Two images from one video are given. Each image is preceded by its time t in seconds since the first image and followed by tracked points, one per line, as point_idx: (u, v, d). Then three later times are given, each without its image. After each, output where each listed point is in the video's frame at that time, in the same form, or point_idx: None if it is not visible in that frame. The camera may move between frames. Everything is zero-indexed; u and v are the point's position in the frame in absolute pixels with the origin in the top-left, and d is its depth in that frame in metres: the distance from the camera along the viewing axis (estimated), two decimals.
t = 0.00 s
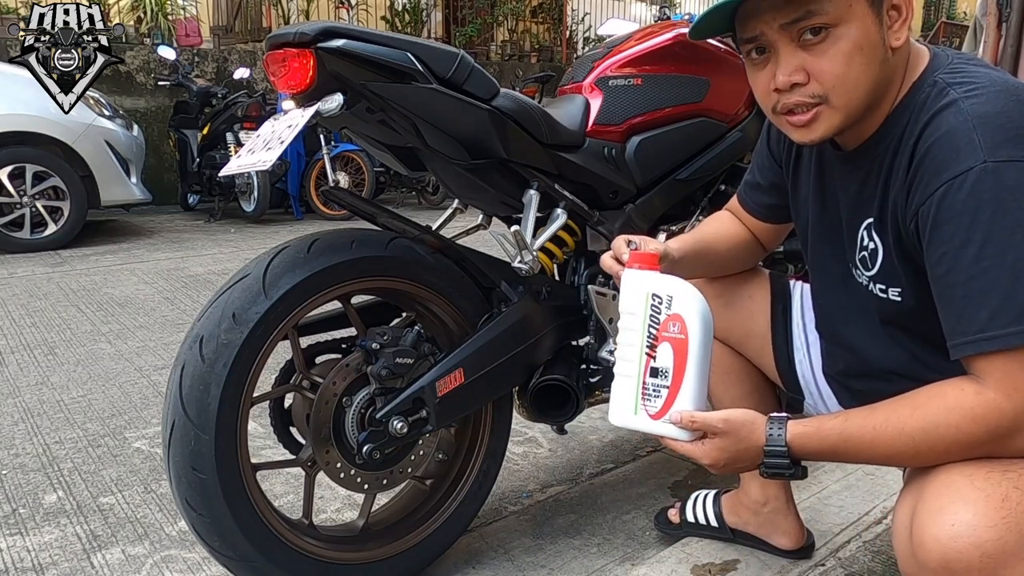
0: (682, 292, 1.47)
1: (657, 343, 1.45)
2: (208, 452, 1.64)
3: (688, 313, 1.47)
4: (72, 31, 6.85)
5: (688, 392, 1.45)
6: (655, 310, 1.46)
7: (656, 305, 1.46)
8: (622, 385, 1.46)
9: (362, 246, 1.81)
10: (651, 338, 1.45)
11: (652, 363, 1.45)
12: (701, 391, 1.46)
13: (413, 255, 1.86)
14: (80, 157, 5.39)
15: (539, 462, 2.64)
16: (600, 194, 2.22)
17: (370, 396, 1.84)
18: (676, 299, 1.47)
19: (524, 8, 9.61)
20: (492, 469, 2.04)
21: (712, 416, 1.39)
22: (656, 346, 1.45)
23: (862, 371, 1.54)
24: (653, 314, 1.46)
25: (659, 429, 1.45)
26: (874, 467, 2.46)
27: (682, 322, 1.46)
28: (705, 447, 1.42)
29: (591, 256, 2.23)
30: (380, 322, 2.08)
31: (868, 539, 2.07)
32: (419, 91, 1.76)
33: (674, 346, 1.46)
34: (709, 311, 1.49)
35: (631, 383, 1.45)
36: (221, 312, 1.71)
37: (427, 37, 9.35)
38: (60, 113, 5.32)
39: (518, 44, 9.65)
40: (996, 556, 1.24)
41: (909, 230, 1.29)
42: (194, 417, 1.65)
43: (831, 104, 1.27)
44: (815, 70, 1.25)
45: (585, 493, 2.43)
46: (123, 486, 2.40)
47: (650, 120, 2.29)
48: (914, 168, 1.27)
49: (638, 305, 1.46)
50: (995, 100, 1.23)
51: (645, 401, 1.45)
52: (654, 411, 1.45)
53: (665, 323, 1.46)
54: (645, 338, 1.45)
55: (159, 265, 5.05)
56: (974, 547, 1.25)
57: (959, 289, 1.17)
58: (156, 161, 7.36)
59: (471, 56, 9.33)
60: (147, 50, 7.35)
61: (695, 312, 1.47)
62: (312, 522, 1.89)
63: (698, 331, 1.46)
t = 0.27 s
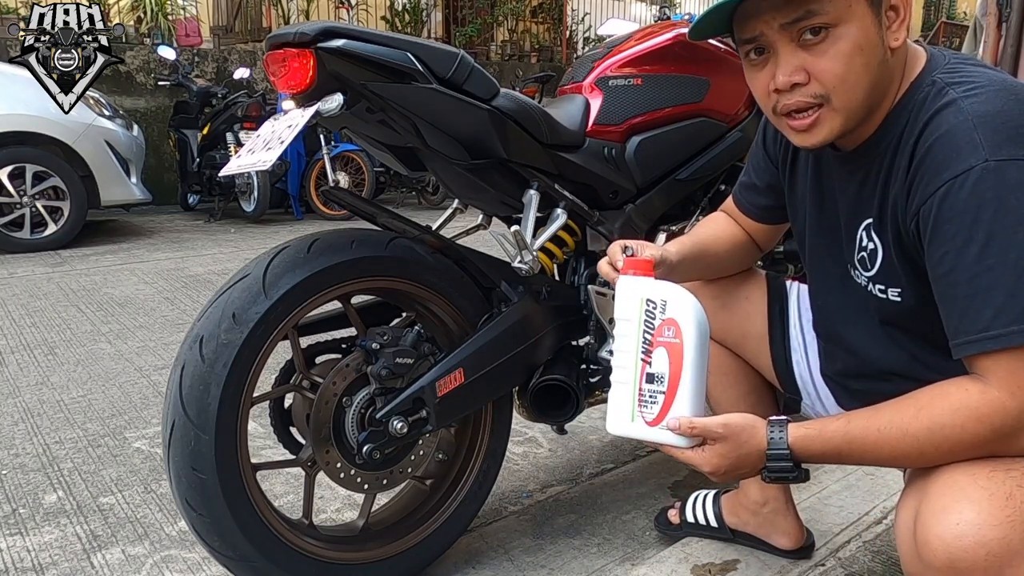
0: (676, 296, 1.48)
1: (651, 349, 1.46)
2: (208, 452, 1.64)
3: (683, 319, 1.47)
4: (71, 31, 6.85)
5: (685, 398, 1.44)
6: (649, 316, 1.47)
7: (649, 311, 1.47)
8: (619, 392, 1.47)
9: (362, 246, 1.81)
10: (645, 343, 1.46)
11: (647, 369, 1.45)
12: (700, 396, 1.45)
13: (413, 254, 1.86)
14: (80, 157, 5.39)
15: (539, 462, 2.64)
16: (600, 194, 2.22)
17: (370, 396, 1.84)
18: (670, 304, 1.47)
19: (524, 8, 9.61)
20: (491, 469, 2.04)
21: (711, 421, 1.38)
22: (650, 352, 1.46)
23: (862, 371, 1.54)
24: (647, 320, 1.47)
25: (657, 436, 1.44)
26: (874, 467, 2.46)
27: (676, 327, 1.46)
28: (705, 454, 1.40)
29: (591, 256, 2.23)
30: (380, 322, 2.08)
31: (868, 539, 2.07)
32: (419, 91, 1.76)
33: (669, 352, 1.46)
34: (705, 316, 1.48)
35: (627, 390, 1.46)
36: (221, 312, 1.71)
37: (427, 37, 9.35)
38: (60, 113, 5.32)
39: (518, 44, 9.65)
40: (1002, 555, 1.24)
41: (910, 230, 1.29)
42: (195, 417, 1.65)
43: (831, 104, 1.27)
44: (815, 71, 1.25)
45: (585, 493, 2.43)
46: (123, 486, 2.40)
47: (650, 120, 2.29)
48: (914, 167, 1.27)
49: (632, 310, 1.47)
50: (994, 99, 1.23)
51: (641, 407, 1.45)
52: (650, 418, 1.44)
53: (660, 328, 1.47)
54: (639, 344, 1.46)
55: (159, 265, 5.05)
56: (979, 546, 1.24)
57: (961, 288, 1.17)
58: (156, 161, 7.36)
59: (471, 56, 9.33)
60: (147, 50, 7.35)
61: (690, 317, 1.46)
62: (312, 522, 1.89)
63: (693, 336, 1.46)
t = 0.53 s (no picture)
0: (676, 300, 1.46)
1: (650, 354, 1.45)
2: (208, 452, 1.64)
3: (682, 324, 1.45)
4: (72, 31, 6.85)
5: (684, 403, 1.43)
6: (648, 321, 1.46)
7: (648, 316, 1.46)
8: (619, 398, 1.46)
9: (362, 246, 1.81)
10: (645, 349, 1.46)
11: (646, 374, 1.45)
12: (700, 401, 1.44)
13: (413, 254, 1.86)
14: (80, 157, 5.39)
15: (539, 462, 2.64)
16: (600, 194, 2.22)
17: (370, 396, 1.84)
18: (669, 308, 1.46)
19: (525, 8, 9.61)
20: (491, 470, 2.04)
21: (711, 425, 1.38)
22: (649, 357, 1.45)
23: (861, 371, 1.54)
24: (646, 325, 1.46)
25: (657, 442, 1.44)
26: (874, 467, 2.46)
27: (675, 332, 1.45)
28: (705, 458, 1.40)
29: (591, 256, 2.23)
30: (381, 322, 2.08)
31: (868, 539, 2.07)
32: (419, 91, 1.76)
33: (668, 357, 1.45)
34: (705, 320, 1.47)
35: (626, 395, 1.46)
36: (221, 312, 1.71)
37: (427, 37, 9.35)
38: (60, 113, 5.32)
39: (518, 44, 9.65)
40: (1001, 554, 1.24)
41: (907, 231, 1.29)
42: (195, 417, 1.65)
43: (827, 104, 1.27)
44: (812, 70, 1.25)
45: (585, 493, 2.43)
46: (123, 486, 2.40)
47: (650, 120, 2.29)
48: (911, 167, 1.27)
49: (630, 315, 1.47)
50: (991, 99, 1.23)
51: (640, 412, 1.45)
52: (650, 423, 1.44)
53: (659, 333, 1.46)
54: (638, 349, 1.46)
55: (159, 265, 5.05)
56: (978, 545, 1.25)
57: (958, 288, 1.17)
58: (156, 161, 7.36)
59: (471, 56, 9.32)
60: (147, 49, 7.35)
61: (689, 322, 1.45)
62: (312, 522, 1.89)
63: (692, 340, 1.45)
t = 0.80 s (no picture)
0: (676, 307, 1.46)
1: (651, 358, 1.45)
2: (208, 452, 1.64)
3: (683, 327, 1.45)
4: (72, 31, 6.84)
5: (684, 407, 1.43)
6: (648, 325, 1.46)
7: (649, 320, 1.46)
8: (619, 403, 1.46)
9: (362, 247, 1.80)
10: (645, 352, 1.45)
11: (646, 377, 1.45)
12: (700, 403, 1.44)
13: (413, 254, 1.86)
14: (80, 157, 5.39)
15: (539, 462, 2.64)
16: (600, 194, 2.22)
17: (370, 396, 1.84)
18: (670, 314, 1.46)
19: (525, 8, 9.61)
20: (491, 470, 2.04)
21: (710, 424, 1.39)
22: (649, 361, 1.45)
23: (861, 371, 1.54)
24: (647, 329, 1.46)
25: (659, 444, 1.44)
26: (874, 467, 2.46)
27: (676, 337, 1.45)
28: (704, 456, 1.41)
29: (591, 256, 2.23)
30: (381, 322, 2.08)
31: (868, 539, 2.07)
32: (419, 91, 1.76)
33: (669, 362, 1.45)
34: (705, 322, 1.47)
35: (625, 398, 1.46)
36: (221, 312, 1.71)
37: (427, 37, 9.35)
38: (60, 113, 5.32)
39: (518, 44, 9.65)
40: (998, 553, 1.24)
41: (905, 231, 1.29)
42: (194, 417, 1.65)
43: (823, 105, 1.27)
44: (808, 71, 1.25)
45: (586, 493, 2.43)
46: (123, 486, 2.40)
47: (650, 120, 2.29)
48: (908, 168, 1.27)
49: (631, 320, 1.47)
50: (987, 100, 1.23)
51: (640, 416, 1.44)
52: (649, 426, 1.44)
53: (659, 338, 1.46)
54: (639, 353, 1.45)
55: (159, 265, 5.05)
56: (975, 544, 1.25)
57: (956, 289, 1.16)
58: (156, 161, 7.36)
59: (471, 56, 9.32)
60: (147, 49, 7.34)
61: (690, 328, 1.45)
62: (312, 522, 1.89)
63: (692, 346, 1.45)
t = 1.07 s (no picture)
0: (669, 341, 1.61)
1: (660, 378, 1.49)
2: (208, 452, 1.64)
3: (680, 359, 1.59)
4: (71, 31, 6.85)
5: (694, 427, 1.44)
6: (652, 351, 1.55)
7: (652, 348, 1.55)
8: (633, 401, 1.40)
9: (362, 247, 1.80)
10: (655, 372, 1.50)
11: (660, 393, 1.45)
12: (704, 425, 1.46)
13: (413, 254, 1.86)
14: (80, 157, 5.39)
15: (539, 462, 2.64)
16: (600, 194, 2.21)
17: (370, 396, 1.84)
18: (668, 344, 1.59)
19: (525, 8, 9.61)
20: (491, 470, 2.04)
21: (726, 410, 1.35)
22: (660, 379, 1.49)
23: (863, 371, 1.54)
24: (652, 355, 1.54)
25: (674, 447, 1.37)
26: (874, 467, 2.46)
27: (678, 364, 1.56)
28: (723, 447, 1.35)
29: (591, 256, 2.23)
30: (380, 322, 2.08)
31: (868, 539, 2.07)
32: (419, 91, 1.76)
33: (676, 382, 1.51)
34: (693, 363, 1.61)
35: (643, 405, 1.40)
36: (221, 312, 1.71)
37: (427, 37, 9.35)
38: (60, 113, 5.32)
39: (518, 44, 9.65)
40: (1021, 547, 1.22)
41: (913, 232, 1.28)
42: (195, 417, 1.65)
43: (800, 135, 1.29)
44: (783, 104, 1.27)
45: (585, 493, 2.43)
46: (123, 486, 2.40)
47: (650, 120, 2.29)
48: (917, 169, 1.27)
49: (637, 344, 1.53)
50: (993, 101, 1.23)
51: (658, 424, 1.39)
52: (668, 434, 1.39)
53: (664, 362, 1.54)
54: (649, 371, 1.49)
55: (159, 265, 5.05)
56: (997, 538, 1.23)
57: (967, 288, 1.16)
58: (156, 161, 7.36)
59: (471, 56, 9.32)
60: (147, 49, 7.34)
61: (684, 356, 1.60)
62: (312, 522, 1.89)
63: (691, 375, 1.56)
